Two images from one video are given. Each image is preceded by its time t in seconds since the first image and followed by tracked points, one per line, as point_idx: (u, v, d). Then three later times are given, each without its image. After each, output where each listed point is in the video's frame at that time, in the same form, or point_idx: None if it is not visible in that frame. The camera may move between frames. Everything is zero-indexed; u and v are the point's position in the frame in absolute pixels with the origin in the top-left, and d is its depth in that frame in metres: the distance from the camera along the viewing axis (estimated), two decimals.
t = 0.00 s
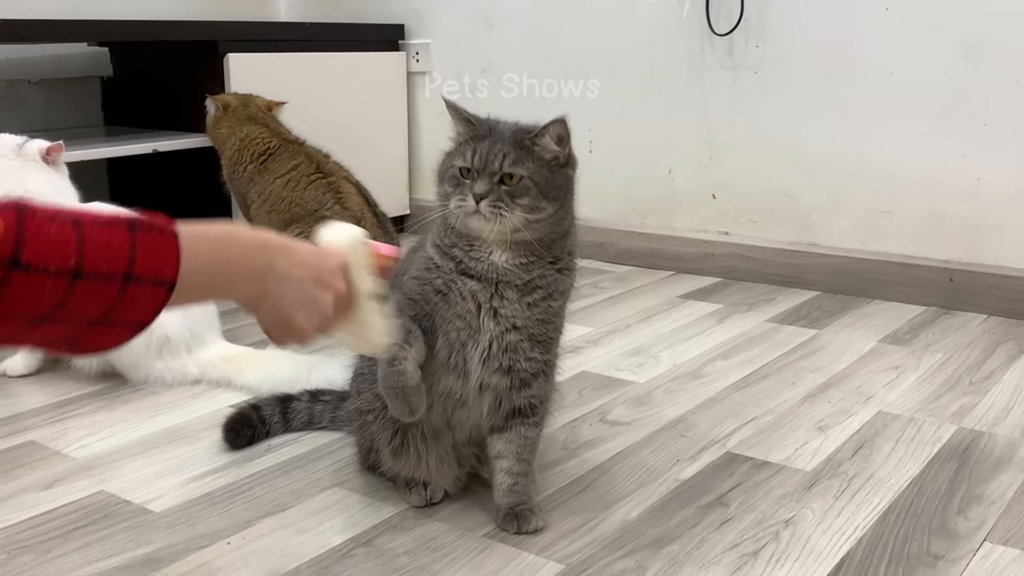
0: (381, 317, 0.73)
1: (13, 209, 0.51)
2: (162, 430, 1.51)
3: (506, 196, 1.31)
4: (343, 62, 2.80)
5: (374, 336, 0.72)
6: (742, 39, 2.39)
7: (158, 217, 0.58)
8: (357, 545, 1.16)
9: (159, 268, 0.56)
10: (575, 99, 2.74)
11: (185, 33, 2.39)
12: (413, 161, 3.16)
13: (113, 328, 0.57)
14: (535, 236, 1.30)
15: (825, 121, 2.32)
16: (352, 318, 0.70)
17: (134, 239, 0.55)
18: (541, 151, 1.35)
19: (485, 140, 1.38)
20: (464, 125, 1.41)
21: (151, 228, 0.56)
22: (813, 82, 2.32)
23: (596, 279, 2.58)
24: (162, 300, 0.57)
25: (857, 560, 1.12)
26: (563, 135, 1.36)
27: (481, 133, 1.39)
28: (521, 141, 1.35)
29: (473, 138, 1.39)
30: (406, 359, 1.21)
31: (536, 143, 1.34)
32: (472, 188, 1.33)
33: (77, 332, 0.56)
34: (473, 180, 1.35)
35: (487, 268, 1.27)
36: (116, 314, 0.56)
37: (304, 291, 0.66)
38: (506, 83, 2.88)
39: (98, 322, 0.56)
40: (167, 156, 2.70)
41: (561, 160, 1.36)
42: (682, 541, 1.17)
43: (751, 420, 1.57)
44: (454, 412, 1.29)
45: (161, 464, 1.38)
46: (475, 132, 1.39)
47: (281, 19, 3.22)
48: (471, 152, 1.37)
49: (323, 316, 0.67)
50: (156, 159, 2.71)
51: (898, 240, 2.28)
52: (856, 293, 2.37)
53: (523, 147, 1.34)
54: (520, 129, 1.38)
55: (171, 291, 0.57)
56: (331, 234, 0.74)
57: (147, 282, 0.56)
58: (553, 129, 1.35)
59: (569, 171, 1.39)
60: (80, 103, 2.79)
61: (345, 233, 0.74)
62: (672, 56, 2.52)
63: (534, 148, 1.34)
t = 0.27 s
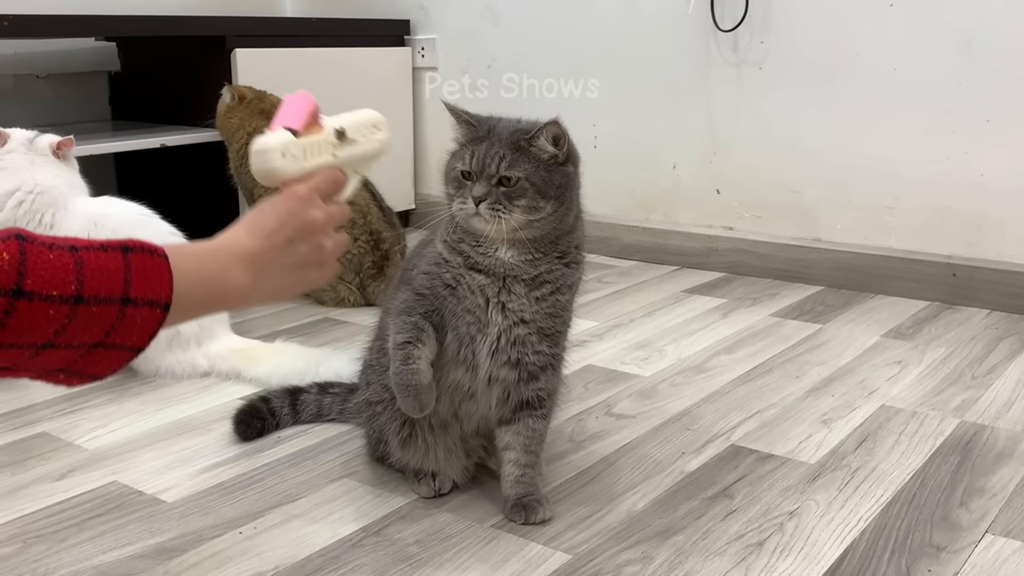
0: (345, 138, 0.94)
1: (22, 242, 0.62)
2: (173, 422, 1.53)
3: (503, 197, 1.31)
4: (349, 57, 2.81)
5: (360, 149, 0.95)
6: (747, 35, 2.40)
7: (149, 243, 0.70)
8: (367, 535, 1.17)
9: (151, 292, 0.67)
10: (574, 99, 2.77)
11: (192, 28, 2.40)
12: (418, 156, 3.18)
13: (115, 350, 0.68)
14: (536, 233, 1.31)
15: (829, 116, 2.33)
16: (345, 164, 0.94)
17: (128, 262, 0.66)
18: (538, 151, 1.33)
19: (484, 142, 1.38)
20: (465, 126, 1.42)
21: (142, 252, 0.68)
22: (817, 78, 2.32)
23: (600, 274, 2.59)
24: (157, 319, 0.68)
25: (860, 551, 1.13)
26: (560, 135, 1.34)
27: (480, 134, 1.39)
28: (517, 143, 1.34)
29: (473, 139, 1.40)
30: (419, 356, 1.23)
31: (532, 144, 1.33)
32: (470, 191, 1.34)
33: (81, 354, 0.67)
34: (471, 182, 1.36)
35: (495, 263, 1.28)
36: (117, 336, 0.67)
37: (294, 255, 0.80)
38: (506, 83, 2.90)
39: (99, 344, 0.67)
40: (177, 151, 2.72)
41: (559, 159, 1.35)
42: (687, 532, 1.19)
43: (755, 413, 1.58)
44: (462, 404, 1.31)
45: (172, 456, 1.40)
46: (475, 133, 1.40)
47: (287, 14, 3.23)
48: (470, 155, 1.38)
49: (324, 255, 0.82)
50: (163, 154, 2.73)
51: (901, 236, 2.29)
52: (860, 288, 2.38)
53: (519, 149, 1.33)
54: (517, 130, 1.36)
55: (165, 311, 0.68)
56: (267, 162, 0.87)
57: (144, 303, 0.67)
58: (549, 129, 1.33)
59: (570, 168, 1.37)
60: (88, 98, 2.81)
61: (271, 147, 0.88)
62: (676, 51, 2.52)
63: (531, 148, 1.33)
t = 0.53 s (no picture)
0: (362, 158, 0.97)
1: (19, 247, 0.68)
2: (175, 419, 1.54)
3: (498, 192, 1.30)
4: (350, 54, 2.81)
5: (373, 172, 0.98)
6: (748, 32, 2.40)
7: (143, 245, 0.78)
8: (367, 531, 1.18)
9: (143, 293, 0.75)
10: (575, 99, 2.77)
11: (193, 25, 2.40)
12: (419, 153, 3.18)
13: (109, 348, 0.75)
14: (533, 230, 1.31)
15: (830, 113, 2.33)
16: (354, 184, 0.97)
17: (123, 264, 0.74)
18: (534, 147, 1.33)
19: (482, 138, 1.38)
20: (465, 122, 1.42)
21: (137, 254, 0.76)
22: (818, 75, 2.32)
23: (601, 271, 2.60)
24: (150, 319, 0.76)
25: (859, 548, 1.14)
26: (556, 132, 1.33)
27: (479, 130, 1.40)
28: (513, 139, 1.33)
29: (472, 135, 1.41)
30: (422, 357, 1.24)
31: (528, 140, 1.33)
32: (467, 185, 1.33)
33: (74, 352, 0.74)
34: (468, 177, 1.36)
35: (494, 261, 1.28)
36: (112, 335, 0.74)
37: (289, 263, 0.93)
38: (506, 84, 2.91)
39: (93, 343, 0.74)
40: (175, 149, 2.72)
41: (556, 156, 1.34)
42: (687, 529, 1.19)
43: (755, 410, 1.59)
44: (463, 402, 1.31)
45: (174, 452, 1.41)
46: (474, 128, 1.41)
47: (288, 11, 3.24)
48: (468, 150, 1.38)
49: (315, 264, 0.96)
50: (165, 152, 2.74)
51: (902, 233, 2.29)
52: (860, 285, 2.39)
53: (516, 144, 1.33)
54: (515, 126, 1.36)
55: (158, 311, 0.76)
56: (275, 163, 0.93)
57: (138, 304, 0.74)
58: (545, 126, 1.32)
59: (567, 165, 1.37)
60: (89, 95, 2.81)
61: (282, 151, 0.93)
62: (677, 48, 2.52)
63: (528, 144, 1.33)
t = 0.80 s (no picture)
0: (353, 170, 1.00)
1: (17, 247, 0.69)
2: (174, 418, 1.54)
3: (496, 187, 1.30)
4: (349, 54, 2.81)
5: (363, 185, 1.01)
6: (747, 31, 2.40)
7: (137, 244, 0.79)
8: (366, 530, 1.18)
9: (136, 292, 0.76)
10: (574, 99, 2.77)
11: (192, 25, 2.40)
12: (419, 152, 3.18)
13: (102, 347, 0.76)
14: (530, 227, 1.31)
15: (829, 112, 2.33)
16: (344, 196, 1.00)
17: (117, 263, 0.75)
18: (532, 144, 1.33)
19: (481, 135, 1.38)
20: (465, 120, 1.43)
21: (131, 254, 0.77)
22: (817, 74, 2.32)
23: (600, 270, 2.60)
24: (143, 318, 0.76)
25: (858, 546, 1.14)
26: (554, 130, 1.33)
27: (478, 127, 1.41)
28: (512, 136, 1.34)
29: (471, 132, 1.41)
30: (422, 356, 1.24)
31: (527, 137, 1.33)
32: (465, 180, 1.34)
33: (67, 351, 0.75)
34: (466, 173, 1.37)
35: (493, 260, 1.28)
36: (105, 333, 0.75)
37: (279, 267, 0.92)
38: (506, 83, 2.91)
39: (86, 342, 0.75)
40: (176, 149, 2.73)
41: (554, 154, 1.35)
42: (686, 527, 1.19)
43: (754, 409, 1.59)
44: (463, 401, 1.31)
45: (173, 451, 1.41)
46: (474, 126, 1.42)
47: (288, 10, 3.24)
48: (467, 147, 1.39)
49: (304, 271, 0.95)
50: (164, 151, 2.74)
51: (901, 232, 2.29)
52: (860, 284, 2.39)
53: (515, 141, 1.33)
54: (514, 124, 1.37)
55: (150, 310, 0.77)
56: (269, 167, 0.95)
57: (131, 303, 0.75)
58: (543, 123, 1.33)
59: (564, 163, 1.37)
60: (88, 95, 2.81)
61: (277, 156, 0.96)
62: (676, 47, 2.52)
63: (526, 141, 1.33)
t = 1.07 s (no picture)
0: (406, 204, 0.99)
1: (61, 137, 0.59)
2: (175, 419, 1.54)
3: (496, 185, 1.31)
4: (349, 55, 2.81)
5: (411, 223, 0.99)
6: (746, 32, 2.40)
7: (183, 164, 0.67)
8: (367, 531, 1.18)
9: (191, 211, 0.64)
10: (575, 99, 2.77)
11: (192, 26, 2.41)
12: (419, 154, 3.19)
13: (144, 270, 0.64)
14: (530, 227, 1.31)
15: (828, 113, 2.33)
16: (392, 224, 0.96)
17: (166, 174, 0.64)
18: (534, 144, 1.35)
19: (483, 134, 1.40)
20: (467, 119, 1.44)
21: (178, 170, 0.65)
22: (817, 75, 2.33)
23: (600, 271, 2.60)
24: (191, 241, 0.65)
25: (858, 546, 1.14)
26: (557, 131, 1.35)
27: (480, 126, 1.42)
28: (514, 136, 1.35)
29: (473, 132, 1.42)
30: (421, 356, 1.23)
31: (528, 137, 1.35)
32: (465, 178, 1.35)
33: (112, 268, 0.63)
34: (467, 171, 1.37)
35: (493, 261, 1.28)
36: (148, 253, 0.63)
37: (315, 247, 0.78)
38: (506, 83, 2.91)
39: (134, 255, 0.63)
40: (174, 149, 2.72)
41: (555, 155, 1.36)
42: (686, 528, 1.19)
43: (754, 410, 1.59)
44: (463, 402, 1.31)
45: (173, 453, 1.41)
46: (476, 125, 1.43)
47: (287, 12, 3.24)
48: (468, 146, 1.40)
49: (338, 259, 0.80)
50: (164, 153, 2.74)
51: (901, 233, 2.30)
52: (859, 284, 2.39)
53: (517, 141, 1.35)
54: (516, 124, 1.38)
55: (198, 234, 0.65)
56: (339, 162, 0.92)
57: (181, 221, 0.64)
58: (545, 125, 1.34)
59: (566, 165, 1.38)
60: (88, 96, 2.82)
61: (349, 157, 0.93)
62: (676, 48, 2.53)
63: (527, 141, 1.35)
